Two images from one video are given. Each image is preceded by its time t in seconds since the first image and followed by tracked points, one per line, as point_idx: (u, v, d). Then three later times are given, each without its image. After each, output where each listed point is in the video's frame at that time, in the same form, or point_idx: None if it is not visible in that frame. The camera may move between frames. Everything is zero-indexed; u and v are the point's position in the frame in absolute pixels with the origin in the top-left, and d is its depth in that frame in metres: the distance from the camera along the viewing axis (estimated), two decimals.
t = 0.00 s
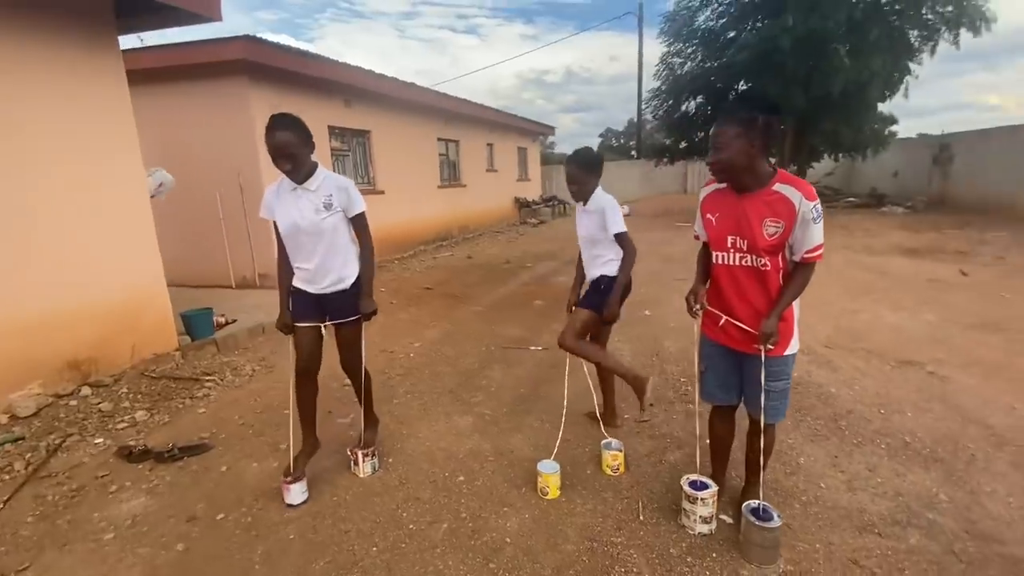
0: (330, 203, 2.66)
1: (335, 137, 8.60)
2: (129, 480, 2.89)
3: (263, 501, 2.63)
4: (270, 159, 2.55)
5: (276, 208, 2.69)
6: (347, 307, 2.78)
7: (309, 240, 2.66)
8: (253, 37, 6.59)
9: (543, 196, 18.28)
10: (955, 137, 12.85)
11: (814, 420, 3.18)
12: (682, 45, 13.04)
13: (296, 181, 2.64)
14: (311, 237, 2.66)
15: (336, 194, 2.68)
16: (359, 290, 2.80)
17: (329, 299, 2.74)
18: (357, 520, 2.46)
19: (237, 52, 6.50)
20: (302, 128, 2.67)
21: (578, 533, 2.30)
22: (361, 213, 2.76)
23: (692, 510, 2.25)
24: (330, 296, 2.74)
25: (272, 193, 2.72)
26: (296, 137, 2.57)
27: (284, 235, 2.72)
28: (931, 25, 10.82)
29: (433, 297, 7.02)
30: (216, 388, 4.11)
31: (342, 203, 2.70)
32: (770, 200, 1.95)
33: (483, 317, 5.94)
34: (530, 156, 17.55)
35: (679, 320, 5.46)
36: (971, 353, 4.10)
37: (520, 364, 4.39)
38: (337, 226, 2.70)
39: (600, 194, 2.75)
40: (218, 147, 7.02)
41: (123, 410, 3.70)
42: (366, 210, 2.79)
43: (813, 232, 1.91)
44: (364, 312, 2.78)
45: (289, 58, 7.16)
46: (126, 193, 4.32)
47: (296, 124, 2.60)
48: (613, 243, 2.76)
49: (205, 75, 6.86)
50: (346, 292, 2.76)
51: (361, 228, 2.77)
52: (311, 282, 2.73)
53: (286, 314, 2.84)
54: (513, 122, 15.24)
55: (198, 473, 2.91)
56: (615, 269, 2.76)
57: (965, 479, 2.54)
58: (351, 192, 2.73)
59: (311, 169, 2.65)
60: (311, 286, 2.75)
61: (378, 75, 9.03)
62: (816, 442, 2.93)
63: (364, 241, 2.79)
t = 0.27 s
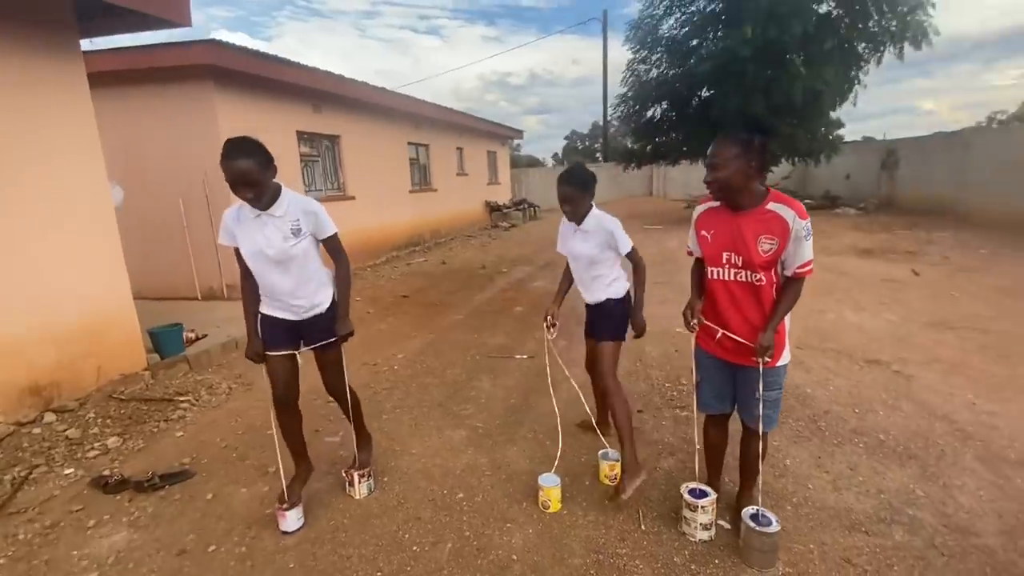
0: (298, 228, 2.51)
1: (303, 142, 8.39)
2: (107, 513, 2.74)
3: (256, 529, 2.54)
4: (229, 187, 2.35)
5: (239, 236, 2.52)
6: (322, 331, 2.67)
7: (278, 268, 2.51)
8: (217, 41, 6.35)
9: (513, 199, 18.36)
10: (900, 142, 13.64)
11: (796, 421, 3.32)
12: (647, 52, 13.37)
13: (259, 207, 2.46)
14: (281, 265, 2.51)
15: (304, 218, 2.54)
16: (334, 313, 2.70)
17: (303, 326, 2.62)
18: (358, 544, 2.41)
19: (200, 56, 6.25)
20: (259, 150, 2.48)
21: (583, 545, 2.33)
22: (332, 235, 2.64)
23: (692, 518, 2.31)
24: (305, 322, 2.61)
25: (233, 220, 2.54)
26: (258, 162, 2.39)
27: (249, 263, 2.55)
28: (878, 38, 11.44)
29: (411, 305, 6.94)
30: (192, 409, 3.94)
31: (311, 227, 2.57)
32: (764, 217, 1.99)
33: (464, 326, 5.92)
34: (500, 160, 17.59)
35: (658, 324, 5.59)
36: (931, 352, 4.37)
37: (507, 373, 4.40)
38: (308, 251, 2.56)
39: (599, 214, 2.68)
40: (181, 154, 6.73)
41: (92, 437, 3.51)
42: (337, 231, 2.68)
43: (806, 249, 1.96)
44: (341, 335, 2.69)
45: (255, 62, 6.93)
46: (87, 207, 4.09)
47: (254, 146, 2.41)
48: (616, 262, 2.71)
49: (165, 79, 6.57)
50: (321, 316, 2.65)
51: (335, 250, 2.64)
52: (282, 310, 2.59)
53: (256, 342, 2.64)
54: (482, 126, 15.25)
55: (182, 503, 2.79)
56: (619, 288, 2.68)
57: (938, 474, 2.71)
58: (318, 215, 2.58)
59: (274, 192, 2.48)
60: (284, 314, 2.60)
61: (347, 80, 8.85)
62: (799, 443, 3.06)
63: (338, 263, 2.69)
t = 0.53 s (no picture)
0: (277, 241, 2.38)
1: (296, 145, 8.29)
2: (109, 528, 2.67)
3: (267, 542, 2.50)
4: (198, 203, 2.23)
5: (218, 253, 2.41)
6: (313, 343, 2.55)
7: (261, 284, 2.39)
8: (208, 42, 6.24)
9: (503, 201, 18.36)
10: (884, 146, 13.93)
11: (800, 424, 3.36)
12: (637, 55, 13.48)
13: (233, 222, 2.32)
14: (261, 280, 2.39)
15: (282, 229, 2.39)
16: (325, 324, 2.57)
17: (292, 341, 2.50)
18: (373, 556, 2.39)
19: (191, 57, 6.14)
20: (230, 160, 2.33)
21: (600, 553, 2.34)
22: (315, 245, 2.48)
23: (708, 524, 2.32)
24: (294, 337, 2.49)
25: (209, 236, 2.42)
26: (227, 174, 2.24)
27: (231, 279, 2.44)
28: (863, 44, 11.68)
29: (408, 309, 6.90)
30: (191, 418, 3.86)
31: (290, 237, 2.42)
32: (781, 226, 2.00)
33: (463, 330, 5.90)
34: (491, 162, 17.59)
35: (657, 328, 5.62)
36: (925, 353, 4.46)
37: (510, 379, 4.39)
38: (291, 263, 2.43)
39: (628, 240, 2.55)
40: (172, 157, 6.61)
41: (89, 449, 3.42)
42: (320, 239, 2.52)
43: (822, 258, 1.98)
44: (333, 347, 2.54)
45: (247, 63, 6.83)
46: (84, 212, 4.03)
47: (222, 157, 2.26)
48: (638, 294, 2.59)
49: (155, 81, 6.44)
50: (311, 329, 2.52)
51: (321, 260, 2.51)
52: (269, 326, 2.48)
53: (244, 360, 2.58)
54: (474, 128, 15.23)
55: (188, 516, 2.73)
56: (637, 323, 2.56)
57: (942, 476, 2.76)
58: (299, 225, 2.44)
59: (250, 204, 2.34)
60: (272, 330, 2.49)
61: (340, 81, 8.77)
62: (805, 446, 3.10)
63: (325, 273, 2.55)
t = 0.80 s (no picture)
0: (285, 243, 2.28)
1: (304, 146, 8.27)
2: (127, 535, 2.63)
3: (289, 550, 2.47)
4: (200, 208, 2.14)
5: (227, 258, 2.33)
6: (323, 350, 2.41)
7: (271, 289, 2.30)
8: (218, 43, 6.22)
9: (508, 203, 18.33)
10: (890, 147, 13.88)
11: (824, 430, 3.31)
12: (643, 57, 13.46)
13: (238, 227, 2.23)
14: (269, 285, 2.29)
15: (290, 232, 2.29)
16: (336, 331, 2.43)
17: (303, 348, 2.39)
18: (397, 565, 2.35)
19: (201, 58, 6.12)
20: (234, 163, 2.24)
21: (629, 563, 2.30)
22: (325, 246, 2.37)
23: (739, 533, 2.28)
24: (303, 343, 2.38)
25: (216, 242, 2.34)
26: (226, 176, 2.14)
27: (239, 284, 2.36)
28: (870, 45, 11.62)
29: (417, 312, 6.86)
30: (205, 423, 3.83)
31: (299, 239, 2.32)
32: (819, 230, 1.97)
33: (473, 333, 5.86)
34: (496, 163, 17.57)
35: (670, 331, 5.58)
36: (944, 358, 4.41)
37: (524, 383, 4.35)
38: (300, 266, 2.32)
39: (665, 237, 2.47)
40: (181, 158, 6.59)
41: (104, 453, 3.39)
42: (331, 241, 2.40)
43: (860, 263, 1.95)
44: (343, 355, 2.38)
45: (256, 63, 6.80)
46: (88, 215, 3.93)
47: (223, 159, 2.17)
48: (668, 295, 2.51)
49: (165, 82, 6.43)
50: (322, 336, 2.38)
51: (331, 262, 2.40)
52: (280, 332, 2.38)
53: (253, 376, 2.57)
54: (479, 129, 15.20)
55: (207, 523, 2.69)
56: (657, 324, 2.51)
57: (972, 484, 2.72)
58: (307, 226, 2.33)
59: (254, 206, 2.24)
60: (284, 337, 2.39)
61: (348, 82, 8.75)
62: (830, 453, 3.06)
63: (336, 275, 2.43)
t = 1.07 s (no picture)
0: (309, 265, 2.14)
1: (321, 146, 8.31)
2: (158, 534, 2.64)
3: (321, 551, 2.46)
4: (230, 217, 2.06)
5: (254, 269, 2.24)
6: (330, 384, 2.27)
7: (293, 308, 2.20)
8: (240, 44, 6.27)
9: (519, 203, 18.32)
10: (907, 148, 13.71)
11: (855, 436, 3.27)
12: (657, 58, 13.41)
13: (267, 238, 2.13)
14: (288, 303, 2.19)
15: (314, 252, 2.14)
16: (346, 366, 2.27)
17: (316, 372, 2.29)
18: (430, 568, 2.33)
19: (222, 59, 6.17)
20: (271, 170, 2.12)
21: (665, 569, 2.27)
22: (351, 270, 2.20)
23: (777, 541, 2.24)
24: (314, 369, 2.27)
25: (245, 251, 2.25)
26: (257, 185, 2.03)
27: (264, 296, 2.29)
28: (888, 46, 11.49)
29: (433, 312, 6.86)
30: (229, 422, 3.84)
31: (323, 262, 2.16)
32: (868, 234, 1.94)
33: (491, 334, 5.85)
34: (507, 164, 17.56)
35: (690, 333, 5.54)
36: (974, 363, 4.34)
37: (546, 385, 4.33)
38: (321, 290, 2.18)
39: (687, 237, 2.46)
40: (200, 158, 6.64)
41: (131, 452, 3.41)
42: (358, 265, 2.21)
43: (910, 267, 1.93)
44: (344, 401, 2.22)
45: (276, 64, 6.84)
46: (98, 213, 3.84)
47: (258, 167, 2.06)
48: (687, 298, 2.48)
49: (187, 83, 6.49)
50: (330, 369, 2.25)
51: (354, 288, 2.23)
52: (297, 352, 2.31)
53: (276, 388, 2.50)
54: (490, 130, 15.21)
55: (237, 523, 2.69)
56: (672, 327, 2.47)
57: (1012, 493, 2.66)
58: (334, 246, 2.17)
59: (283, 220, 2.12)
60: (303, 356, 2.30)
61: (364, 83, 8.77)
62: (863, 459, 3.01)
63: (356, 306, 2.25)
